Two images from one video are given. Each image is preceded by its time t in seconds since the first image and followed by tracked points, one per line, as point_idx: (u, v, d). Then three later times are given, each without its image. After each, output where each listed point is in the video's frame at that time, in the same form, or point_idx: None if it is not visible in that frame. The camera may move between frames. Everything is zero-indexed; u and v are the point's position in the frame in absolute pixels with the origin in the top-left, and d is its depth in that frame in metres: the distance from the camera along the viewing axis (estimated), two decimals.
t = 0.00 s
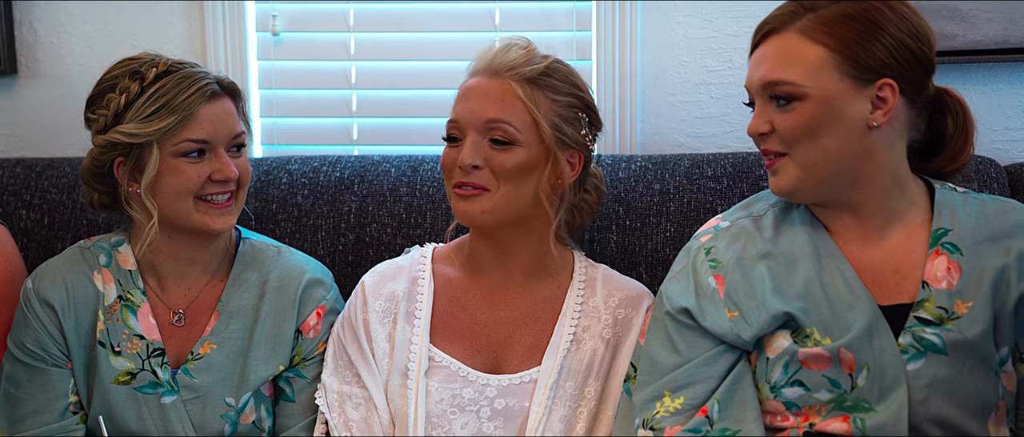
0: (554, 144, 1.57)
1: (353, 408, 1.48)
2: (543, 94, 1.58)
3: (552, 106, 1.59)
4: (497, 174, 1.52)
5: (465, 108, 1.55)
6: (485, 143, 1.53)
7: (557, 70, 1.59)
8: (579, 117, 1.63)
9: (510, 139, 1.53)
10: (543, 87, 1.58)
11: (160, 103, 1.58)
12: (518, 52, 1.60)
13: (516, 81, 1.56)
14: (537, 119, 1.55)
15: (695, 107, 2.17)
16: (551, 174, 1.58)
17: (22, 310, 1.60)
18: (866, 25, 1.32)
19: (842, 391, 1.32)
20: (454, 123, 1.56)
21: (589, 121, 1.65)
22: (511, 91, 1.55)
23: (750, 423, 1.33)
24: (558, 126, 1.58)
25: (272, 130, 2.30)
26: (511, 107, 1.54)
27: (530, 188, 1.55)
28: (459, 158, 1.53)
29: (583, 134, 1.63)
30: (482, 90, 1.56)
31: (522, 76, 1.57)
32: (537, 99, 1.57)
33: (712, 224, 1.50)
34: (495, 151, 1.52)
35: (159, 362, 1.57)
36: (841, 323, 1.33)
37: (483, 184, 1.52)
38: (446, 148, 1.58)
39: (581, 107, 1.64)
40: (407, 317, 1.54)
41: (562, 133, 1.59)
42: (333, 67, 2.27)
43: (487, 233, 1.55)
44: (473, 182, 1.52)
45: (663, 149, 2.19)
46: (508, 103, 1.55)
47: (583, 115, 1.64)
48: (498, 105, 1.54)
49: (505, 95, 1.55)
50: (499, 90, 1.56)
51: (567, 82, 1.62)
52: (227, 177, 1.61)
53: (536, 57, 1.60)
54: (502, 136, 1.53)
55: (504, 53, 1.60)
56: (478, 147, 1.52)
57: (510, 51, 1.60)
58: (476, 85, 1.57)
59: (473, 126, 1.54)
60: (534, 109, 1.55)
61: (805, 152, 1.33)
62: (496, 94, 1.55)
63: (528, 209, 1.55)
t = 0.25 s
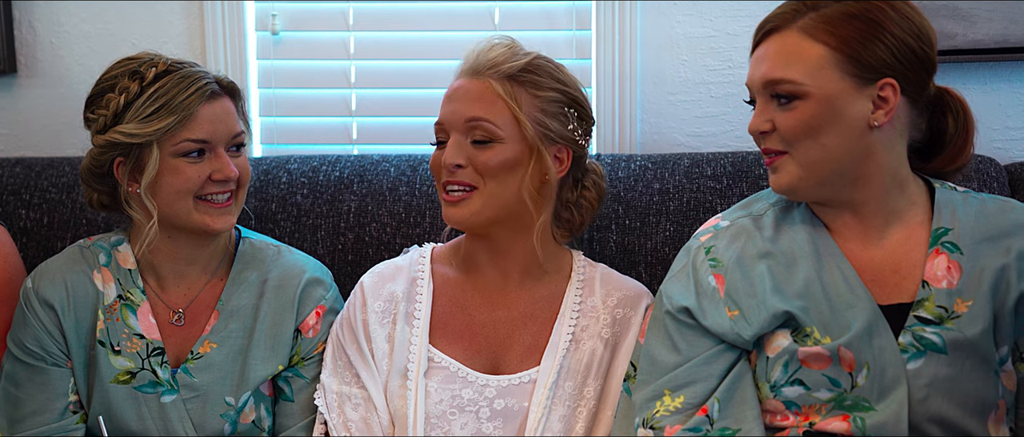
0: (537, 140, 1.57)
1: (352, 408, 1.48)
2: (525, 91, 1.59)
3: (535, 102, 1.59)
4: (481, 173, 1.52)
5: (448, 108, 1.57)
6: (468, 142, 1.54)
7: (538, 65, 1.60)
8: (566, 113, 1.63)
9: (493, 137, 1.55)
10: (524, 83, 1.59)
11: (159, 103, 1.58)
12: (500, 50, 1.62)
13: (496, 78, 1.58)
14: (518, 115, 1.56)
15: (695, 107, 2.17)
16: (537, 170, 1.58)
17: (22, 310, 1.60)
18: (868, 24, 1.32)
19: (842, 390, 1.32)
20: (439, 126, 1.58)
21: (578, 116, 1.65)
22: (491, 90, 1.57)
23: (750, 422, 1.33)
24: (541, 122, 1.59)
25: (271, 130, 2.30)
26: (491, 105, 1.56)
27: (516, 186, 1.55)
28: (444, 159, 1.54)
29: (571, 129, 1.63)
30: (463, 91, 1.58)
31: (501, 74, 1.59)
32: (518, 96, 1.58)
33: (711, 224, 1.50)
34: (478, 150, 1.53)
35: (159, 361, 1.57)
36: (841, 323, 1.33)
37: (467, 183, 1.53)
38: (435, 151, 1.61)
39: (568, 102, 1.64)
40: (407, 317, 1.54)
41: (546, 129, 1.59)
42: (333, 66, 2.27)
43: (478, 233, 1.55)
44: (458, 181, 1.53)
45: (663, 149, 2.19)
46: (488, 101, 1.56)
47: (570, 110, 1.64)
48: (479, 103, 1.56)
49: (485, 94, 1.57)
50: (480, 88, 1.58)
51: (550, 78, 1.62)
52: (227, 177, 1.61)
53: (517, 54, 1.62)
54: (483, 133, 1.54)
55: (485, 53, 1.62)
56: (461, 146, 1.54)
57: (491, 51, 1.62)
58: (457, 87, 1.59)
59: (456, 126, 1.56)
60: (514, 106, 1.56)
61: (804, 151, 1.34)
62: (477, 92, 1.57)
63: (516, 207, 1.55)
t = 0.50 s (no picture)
0: (532, 136, 1.57)
1: (353, 409, 1.48)
2: (519, 88, 1.60)
3: (529, 99, 1.60)
4: (476, 170, 1.53)
5: (443, 107, 1.58)
6: (463, 140, 1.55)
7: (532, 62, 1.60)
8: (562, 109, 1.63)
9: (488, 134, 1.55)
10: (518, 80, 1.60)
11: (160, 104, 1.58)
12: (494, 49, 1.63)
13: (490, 76, 1.59)
14: (512, 112, 1.56)
15: (695, 106, 2.17)
16: (533, 166, 1.58)
17: (23, 310, 1.60)
18: (868, 26, 1.31)
19: (843, 390, 1.32)
20: (435, 126, 1.59)
21: (575, 112, 1.65)
22: (485, 87, 1.58)
23: (752, 422, 1.33)
24: (536, 118, 1.59)
25: (271, 129, 2.30)
26: (486, 102, 1.56)
27: (512, 182, 1.55)
28: (439, 158, 1.55)
29: (567, 125, 1.63)
30: (457, 90, 1.59)
31: (495, 71, 1.60)
32: (512, 93, 1.59)
33: (712, 224, 1.50)
34: (473, 147, 1.54)
35: (159, 361, 1.57)
36: (842, 323, 1.33)
37: (463, 181, 1.53)
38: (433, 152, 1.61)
39: (564, 98, 1.64)
40: (407, 318, 1.54)
41: (541, 125, 1.59)
42: (333, 66, 2.27)
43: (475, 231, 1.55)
44: (454, 179, 1.53)
45: (663, 148, 2.19)
46: (482, 98, 1.57)
47: (566, 106, 1.64)
48: (474, 100, 1.57)
49: (480, 92, 1.58)
50: (474, 86, 1.59)
51: (545, 75, 1.63)
52: (227, 178, 1.61)
53: (511, 52, 1.63)
54: (478, 130, 1.55)
55: (478, 52, 1.63)
56: (456, 144, 1.54)
57: (485, 50, 1.64)
58: (452, 87, 1.60)
59: (451, 125, 1.56)
60: (508, 102, 1.57)
61: (802, 152, 1.34)
62: (471, 90, 1.58)
63: (512, 204, 1.55)
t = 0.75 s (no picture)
0: (532, 134, 1.57)
1: (354, 408, 1.48)
2: (520, 86, 1.60)
3: (530, 97, 1.60)
4: (475, 167, 1.53)
5: (444, 104, 1.58)
6: (463, 137, 1.55)
7: (533, 60, 1.60)
8: (562, 109, 1.63)
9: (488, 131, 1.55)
10: (519, 78, 1.60)
11: (153, 105, 1.58)
12: (496, 47, 1.63)
13: (491, 74, 1.59)
14: (512, 109, 1.56)
15: (697, 105, 2.16)
16: (532, 164, 1.58)
17: (24, 311, 1.60)
18: (868, 27, 1.31)
19: (844, 390, 1.32)
20: (435, 122, 1.59)
21: (575, 113, 1.65)
22: (486, 84, 1.58)
23: (754, 421, 1.33)
24: (537, 116, 1.59)
25: (272, 129, 2.30)
26: (486, 99, 1.56)
27: (511, 180, 1.55)
28: (438, 155, 1.55)
29: (567, 125, 1.63)
30: (458, 87, 1.59)
31: (496, 69, 1.60)
32: (513, 91, 1.59)
33: (712, 224, 1.50)
34: (472, 144, 1.54)
35: (160, 361, 1.57)
36: (843, 322, 1.33)
37: (461, 178, 1.53)
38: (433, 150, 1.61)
39: (565, 98, 1.64)
40: (409, 317, 1.54)
41: (541, 123, 1.59)
42: (334, 65, 2.27)
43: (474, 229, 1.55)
44: (452, 176, 1.53)
45: (665, 147, 2.19)
46: (483, 96, 1.57)
47: (567, 105, 1.64)
48: (474, 97, 1.57)
49: (480, 89, 1.58)
50: (475, 83, 1.59)
51: (546, 73, 1.63)
52: (215, 184, 1.58)
53: (512, 50, 1.63)
54: (478, 127, 1.55)
55: (480, 50, 1.63)
56: (456, 141, 1.54)
57: (487, 47, 1.64)
58: (453, 84, 1.60)
59: (451, 121, 1.56)
60: (509, 100, 1.57)
61: (802, 153, 1.34)
62: (472, 88, 1.58)
63: (511, 201, 1.55)
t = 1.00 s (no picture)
0: (540, 132, 1.57)
1: (355, 406, 1.48)
2: (529, 83, 1.60)
3: (538, 95, 1.60)
4: (483, 161, 1.53)
5: (453, 99, 1.59)
6: (471, 131, 1.55)
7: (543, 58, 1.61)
8: (569, 108, 1.63)
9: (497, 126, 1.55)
10: (528, 76, 1.60)
11: (152, 105, 1.58)
12: (506, 44, 1.63)
13: (500, 70, 1.60)
14: (522, 106, 1.56)
15: (698, 104, 2.16)
16: (539, 162, 1.58)
17: (25, 309, 1.60)
18: (869, 25, 1.31)
19: (846, 389, 1.32)
20: (443, 117, 1.59)
21: (581, 114, 1.65)
22: (496, 80, 1.58)
23: (755, 421, 1.33)
24: (544, 114, 1.59)
25: (273, 127, 2.30)
26: (495, 95, 1.57)
27: (518, 176, 1.56)
28: (446, 148, 1.55)
29: (574, 125, 1.63)
30: (469, 82, 1.60)
31: (505, 65, 1.60)
32: (522, 87, 1.59)
33: (714, 223, 1.50)
34: (480, 139, 1.54)
35: (162, 359, 1.57)
36: (844, 321, 1.33)
37: (470, 171, 1.53)
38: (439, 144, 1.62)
39: (573, 98, 1.64)
40: (411, 313, 1.54)
41: (549, 122, 1.59)
42: (336, 64, 2.27)
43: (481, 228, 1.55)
44: (460, 169, 1.54)
45: (666, 146, 2.18)
46: (492, 91, 1.57)
47: (574, 106, 1.64)
48: (483, 93, 1.57)
49: (490, 85, 1.58)
50: (484, 79, 1.59)
51: (556, 72, 1.63)
52: (213, 185, 1.58)
53: (523, 48, 1.64)
54: (487, 122, 1.55)
55: (488, 48, 1.63)
56: (464, 135, 1.55)
57: (498, 44, 1.64)
58: (463, 79, 1.61)
59: (460, 116, 1.57)
60: (518, 96, 1.57)
61: (803, 152, 1.34)
62: (482, 83, 1.58)
63: (517, 197, 1.55)
